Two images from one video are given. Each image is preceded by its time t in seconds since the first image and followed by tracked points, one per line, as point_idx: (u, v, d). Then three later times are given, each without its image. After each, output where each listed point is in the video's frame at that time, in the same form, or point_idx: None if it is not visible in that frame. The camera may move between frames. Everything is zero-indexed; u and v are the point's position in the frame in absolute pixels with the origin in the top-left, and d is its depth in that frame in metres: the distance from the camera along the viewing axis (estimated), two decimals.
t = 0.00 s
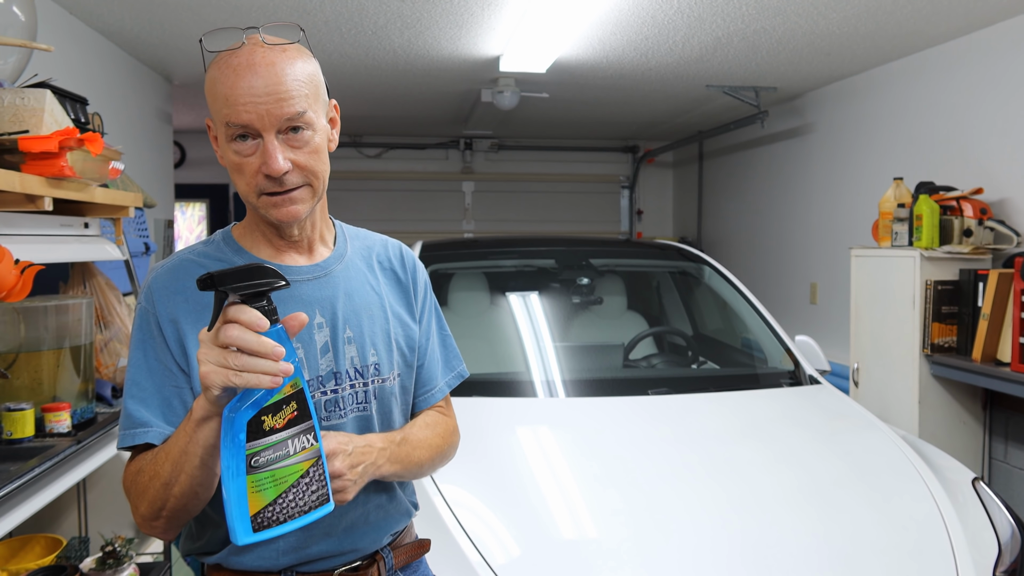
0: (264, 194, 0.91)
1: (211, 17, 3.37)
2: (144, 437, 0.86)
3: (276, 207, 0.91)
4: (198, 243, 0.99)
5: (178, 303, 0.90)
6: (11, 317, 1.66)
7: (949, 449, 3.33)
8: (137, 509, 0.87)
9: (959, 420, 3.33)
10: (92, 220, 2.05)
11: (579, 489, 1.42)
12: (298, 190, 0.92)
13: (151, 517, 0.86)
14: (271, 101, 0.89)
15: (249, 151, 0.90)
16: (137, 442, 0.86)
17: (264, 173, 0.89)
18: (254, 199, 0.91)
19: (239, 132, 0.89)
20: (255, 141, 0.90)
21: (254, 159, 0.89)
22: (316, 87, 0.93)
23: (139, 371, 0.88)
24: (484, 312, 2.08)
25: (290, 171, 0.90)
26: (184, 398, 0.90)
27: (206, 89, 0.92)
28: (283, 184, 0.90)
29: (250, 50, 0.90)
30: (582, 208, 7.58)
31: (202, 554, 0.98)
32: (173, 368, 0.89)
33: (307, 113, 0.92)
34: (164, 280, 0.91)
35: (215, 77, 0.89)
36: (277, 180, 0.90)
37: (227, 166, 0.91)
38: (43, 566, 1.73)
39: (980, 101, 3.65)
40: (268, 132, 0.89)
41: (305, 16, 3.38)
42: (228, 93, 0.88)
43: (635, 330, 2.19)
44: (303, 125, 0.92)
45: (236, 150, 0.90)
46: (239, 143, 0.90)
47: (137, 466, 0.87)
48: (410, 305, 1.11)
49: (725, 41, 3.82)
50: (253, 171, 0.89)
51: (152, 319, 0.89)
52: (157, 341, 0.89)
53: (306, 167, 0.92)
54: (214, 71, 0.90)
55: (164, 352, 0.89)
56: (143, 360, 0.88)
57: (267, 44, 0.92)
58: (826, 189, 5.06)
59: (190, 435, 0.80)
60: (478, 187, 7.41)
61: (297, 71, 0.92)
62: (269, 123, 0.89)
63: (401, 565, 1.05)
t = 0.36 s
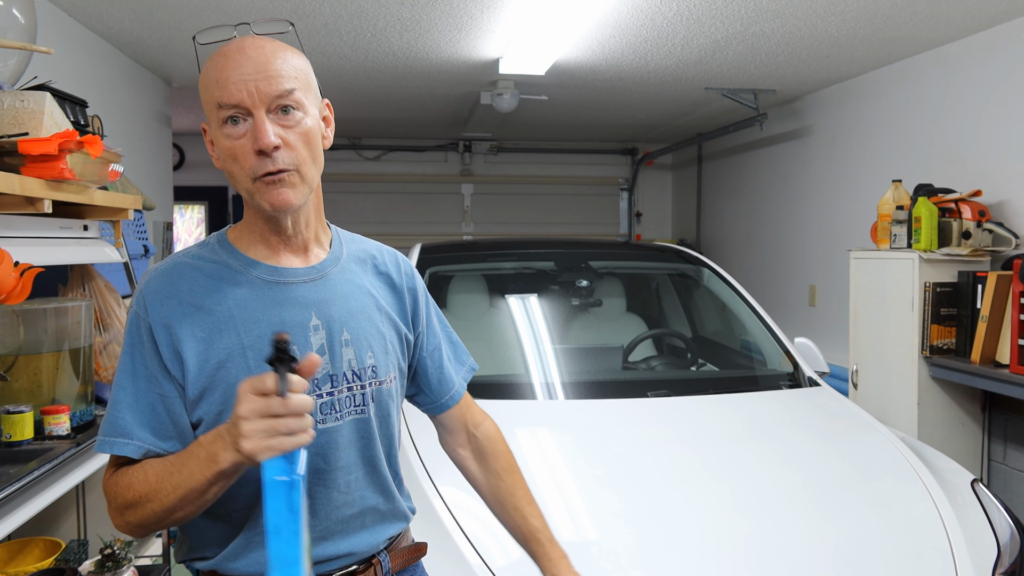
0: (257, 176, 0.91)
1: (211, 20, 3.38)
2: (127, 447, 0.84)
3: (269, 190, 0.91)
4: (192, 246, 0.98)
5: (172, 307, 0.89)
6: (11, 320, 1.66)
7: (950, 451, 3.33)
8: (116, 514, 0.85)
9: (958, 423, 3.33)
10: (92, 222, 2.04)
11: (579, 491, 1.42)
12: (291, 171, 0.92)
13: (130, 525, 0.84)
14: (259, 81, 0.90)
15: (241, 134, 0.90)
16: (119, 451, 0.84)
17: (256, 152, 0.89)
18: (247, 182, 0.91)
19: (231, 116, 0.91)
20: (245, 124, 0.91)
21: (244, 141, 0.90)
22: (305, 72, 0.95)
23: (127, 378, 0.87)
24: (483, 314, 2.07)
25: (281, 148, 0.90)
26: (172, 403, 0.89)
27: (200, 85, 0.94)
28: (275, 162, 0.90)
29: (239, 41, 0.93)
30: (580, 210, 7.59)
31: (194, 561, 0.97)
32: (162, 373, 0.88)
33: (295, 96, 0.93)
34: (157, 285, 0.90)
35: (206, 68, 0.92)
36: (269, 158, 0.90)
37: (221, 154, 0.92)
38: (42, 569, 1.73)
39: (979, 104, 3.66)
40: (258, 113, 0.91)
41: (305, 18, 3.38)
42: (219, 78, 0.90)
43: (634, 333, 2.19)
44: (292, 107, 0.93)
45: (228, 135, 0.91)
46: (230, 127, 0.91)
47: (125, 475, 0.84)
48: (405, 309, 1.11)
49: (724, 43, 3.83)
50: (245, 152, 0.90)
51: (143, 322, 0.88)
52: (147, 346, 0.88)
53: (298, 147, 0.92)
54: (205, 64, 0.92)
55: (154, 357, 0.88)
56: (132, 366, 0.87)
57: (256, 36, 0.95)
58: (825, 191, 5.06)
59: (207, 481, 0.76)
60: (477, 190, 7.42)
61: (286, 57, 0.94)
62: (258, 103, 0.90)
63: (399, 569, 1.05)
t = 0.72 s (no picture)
0: (259, 165, 0.91)
1: (210, 21, 3.38)
2: (122, 459, 0.83)
3: (272, 179, 0.91)
4: (195, 250, 0.96)
5: (180, 315, 0.87)
6: (10, 321, 1.66)
7: (950, 452, 3.33)
8: (100, 515, 0.84)
9: (958, 423, 3.33)
10: (90, 223, 2.04)
11: (579, 492, 1.42)
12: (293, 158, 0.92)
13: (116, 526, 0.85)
14: (258, 71, 0.92)
15: (242, 124, 0.91)
16: (114, 461, 0.83)
17: (257, 139, 0.90)
18: (248, 171, 0.91)
19: (231, 109, 0.92)
20: (246, 114, 0.92)
21: (246, 131, 0.91)
22: (303, 65, 0.97)
23: (130, 387, 0.84)
24: (483, 315, 2.07)
25: (281, 134, 0.90)
26: (173, 410, 0.87)
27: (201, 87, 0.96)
28: (275, 148, 0.90)
29: (238, 40, 0.96)
30: (580, 211, 7.59)
31: (196, 565, 0.96)
32: (165, 381, 0.86)
33: (294, 86, 0.95)
34: (163, 292, 0.88)
35: (206, 68, 0.94)
36: (270, 144, 0.90)
37: (223, 149, 0.93)
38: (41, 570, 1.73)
39: (978, 104, 3.66)
40: (257, 102, 0.92)
41: (304, 19, 3.38)
42: (219, 73, 0.92)
43: (634, 333, 2.18)
44: (292, 97, 0.94)
45: (229, 127, 0.92)
46: (231, 119, 0.92)
47: (121, 482, 0.84)
48: (405, 311, 1.11)
49: (723, 44, 3.83)
50: (246, 140, 0.91)
51: (147, 329, 0.86)
52: (149, 354, 0.85)
53: (298, 134, 0.92)
54: (205, 64, 0.95)
55: (156, 365, 0.86)
56: (134, 374, 0.85)
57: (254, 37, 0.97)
58: (825, 192, 5.06)
59: (229, 513, 0.82)
60: (476, 191, 7.42)
61: (284, 52, 0.96)
62: (258, 93, 0.92)
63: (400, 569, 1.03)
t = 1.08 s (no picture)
0: (271, 166, 0.90)
1: (209, 22, 3.37)
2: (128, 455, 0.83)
3: (282, 179, 0.90)
4: (197, 248, 0.96)
5: (181, 312, 0.87)
6: (9, 322, 1.65)
7: (949, 454, 3.33)
8: (102, 516, 0.84)
9: (958, 425, 3.33)
10: (89, 224, 2.03)
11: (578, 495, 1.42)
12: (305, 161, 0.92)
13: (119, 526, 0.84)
14: (276, 72, 0.91)
15: (257, 123, 0.90)
16: (121, 457, 0.83)
17: (272, 140, 0.89)
18: (261, 171, 0.90)
19: (246, 107, 0.91)
20: (260, 114, 0.91)
21: (259, 130, 0.90)
22: (318, 69, 0.96)
23: (131, 384, 0.84)
24: (482, 317, 2.07)
25: (297, 137, 0.90)
26: (173, 407, 0.87)
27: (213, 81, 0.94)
28: (290, 151, 0.90)
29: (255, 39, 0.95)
30: (579, 212, 7.59)
31: (191, 565, 0.96)
32: (165, 378, 0.86)
33: (309, 90, 0.94)
34: (165, 289, 0.87)
35: (220, 63, 0.92)
36: (285, 146, 0.90)
37: (234, 145, 0.91)
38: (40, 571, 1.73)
39: (978, 106, 3.66)
40: (274, 102, 0.91)
41: (303, 20, 3.38)
42: (236, 70, 0.91)
43: (634, 335, 2.18)
44: (306, 101, 0.94)
45: (243, 125, 0.90)
46: (246, 118, 0.91)
47: (123, 482, 0.83)
48: (406, 312, 1.11)
49: (723, 46, 3.84)
50: (260, 140, 0.90)
51: (149, 325, 0.85)
52: (151, 351, 0.85)
53: (312, 139, 0.92)
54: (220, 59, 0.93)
55: (157, 361, 0.85)
56: (135, 370, 0.85)
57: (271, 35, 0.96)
58: (824, 193, 5.07)
59: (235, 507, 0.82)
60: (476, 192, 7.42)
61: (301, 54, 0.95)
62: (274, 94, 0.91)
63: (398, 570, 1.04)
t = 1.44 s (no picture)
0: (269, 185, 0.91)
1: (211, 24, 3.38)
2: (140, 461, 0.83)
3: (281, 196, 0.91)
4: (198, 253, 0.96)
5: (184, 317, 0.87)
6: (10, 324, 1.65)
7: (950, 455, 3.33)
8: (110, 517, 0.84)
9: (958, 427, 3.33)
10: (91, 226, 2.04)
11: (579, 495, 1.42)
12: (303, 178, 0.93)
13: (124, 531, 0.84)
14: (272, 89, 0.90)
15: (254, 143, 0.91)
16: (132, 462, 0.83)
17: (269, 161, 0.90)
18: (259, 190, 0.91)
19: (243, 125, 0.91)
20: (258, 132, 0.91)
21: (258, 150, 0.90)
22: (316, 81, 0.95)
23: (136, 390, 0.84)
24: (483, 318, 2.07)
25: (294, 157, 0.90)
26: (177, 412, 0.87)
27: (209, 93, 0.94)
28: (288, 171, 0.90)
29: (251, 49, 0.93)
30: (580, 214, 7.60)
31: (197, 565, 0.96)
32: (169, 383, 0.86)
33: (306, 105, 0.93)
34: (167, 295, 0.88)
35: (216, 77, 0.92)
36: (283, 167, 0.90)
37: (232, 162, 0.92)
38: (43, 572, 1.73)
39: (977, 107, 3.67)
40: (271, 121, 0.91)
41: (304, 22, 3.39)
42: (232, 87, 0.90)
43: (634, 336, 2.18)
44: (304, 116, 0.94)
45: (240, 144, 0.91)
46: (243, 136, 0.91)
47: (130, 485, 0.84)
48: (406, 313, 1.11)
49: (723, 48, 3.84)
50: (258, 161, 0.90)
51: (152, 330, 0.86)
52: (155, 357, 0.86)
53: (310, 156, 0.92)
54: (216, 73, 0.92)
55: (161, 367, 0.86)
56: (140, 376, 0.85)
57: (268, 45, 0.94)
58: (824, 195, 5.07)
59: (224, 512, 0.80)
60: (476, 194, 7.42)
61: (298, 66, 0.94)
62: (272, 112, 0.91)
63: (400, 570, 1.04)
